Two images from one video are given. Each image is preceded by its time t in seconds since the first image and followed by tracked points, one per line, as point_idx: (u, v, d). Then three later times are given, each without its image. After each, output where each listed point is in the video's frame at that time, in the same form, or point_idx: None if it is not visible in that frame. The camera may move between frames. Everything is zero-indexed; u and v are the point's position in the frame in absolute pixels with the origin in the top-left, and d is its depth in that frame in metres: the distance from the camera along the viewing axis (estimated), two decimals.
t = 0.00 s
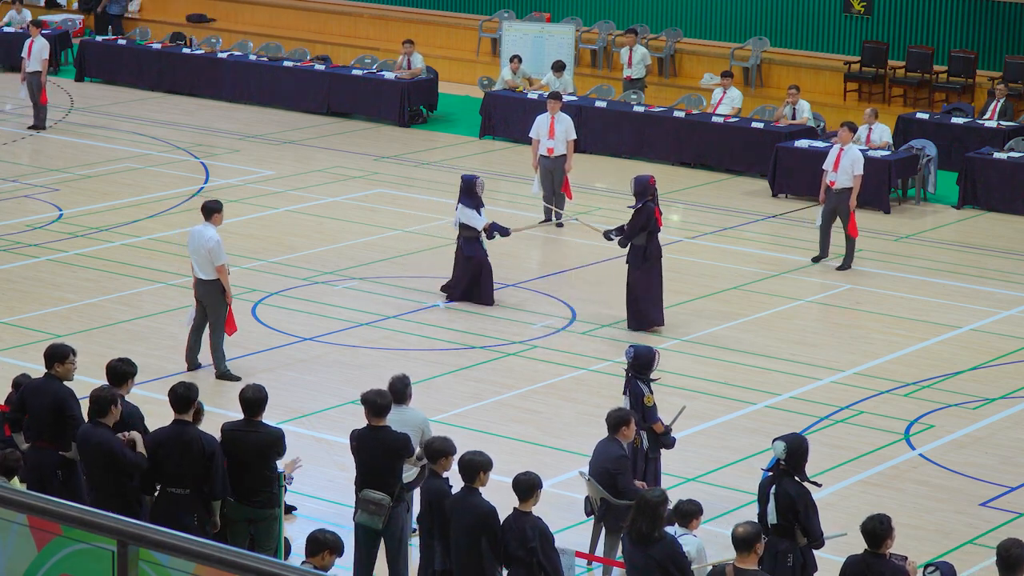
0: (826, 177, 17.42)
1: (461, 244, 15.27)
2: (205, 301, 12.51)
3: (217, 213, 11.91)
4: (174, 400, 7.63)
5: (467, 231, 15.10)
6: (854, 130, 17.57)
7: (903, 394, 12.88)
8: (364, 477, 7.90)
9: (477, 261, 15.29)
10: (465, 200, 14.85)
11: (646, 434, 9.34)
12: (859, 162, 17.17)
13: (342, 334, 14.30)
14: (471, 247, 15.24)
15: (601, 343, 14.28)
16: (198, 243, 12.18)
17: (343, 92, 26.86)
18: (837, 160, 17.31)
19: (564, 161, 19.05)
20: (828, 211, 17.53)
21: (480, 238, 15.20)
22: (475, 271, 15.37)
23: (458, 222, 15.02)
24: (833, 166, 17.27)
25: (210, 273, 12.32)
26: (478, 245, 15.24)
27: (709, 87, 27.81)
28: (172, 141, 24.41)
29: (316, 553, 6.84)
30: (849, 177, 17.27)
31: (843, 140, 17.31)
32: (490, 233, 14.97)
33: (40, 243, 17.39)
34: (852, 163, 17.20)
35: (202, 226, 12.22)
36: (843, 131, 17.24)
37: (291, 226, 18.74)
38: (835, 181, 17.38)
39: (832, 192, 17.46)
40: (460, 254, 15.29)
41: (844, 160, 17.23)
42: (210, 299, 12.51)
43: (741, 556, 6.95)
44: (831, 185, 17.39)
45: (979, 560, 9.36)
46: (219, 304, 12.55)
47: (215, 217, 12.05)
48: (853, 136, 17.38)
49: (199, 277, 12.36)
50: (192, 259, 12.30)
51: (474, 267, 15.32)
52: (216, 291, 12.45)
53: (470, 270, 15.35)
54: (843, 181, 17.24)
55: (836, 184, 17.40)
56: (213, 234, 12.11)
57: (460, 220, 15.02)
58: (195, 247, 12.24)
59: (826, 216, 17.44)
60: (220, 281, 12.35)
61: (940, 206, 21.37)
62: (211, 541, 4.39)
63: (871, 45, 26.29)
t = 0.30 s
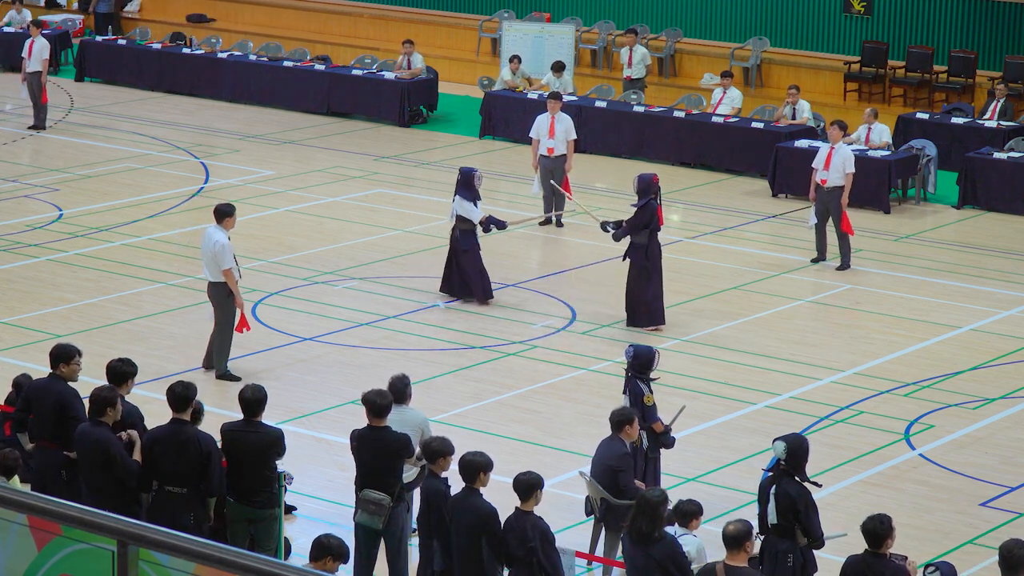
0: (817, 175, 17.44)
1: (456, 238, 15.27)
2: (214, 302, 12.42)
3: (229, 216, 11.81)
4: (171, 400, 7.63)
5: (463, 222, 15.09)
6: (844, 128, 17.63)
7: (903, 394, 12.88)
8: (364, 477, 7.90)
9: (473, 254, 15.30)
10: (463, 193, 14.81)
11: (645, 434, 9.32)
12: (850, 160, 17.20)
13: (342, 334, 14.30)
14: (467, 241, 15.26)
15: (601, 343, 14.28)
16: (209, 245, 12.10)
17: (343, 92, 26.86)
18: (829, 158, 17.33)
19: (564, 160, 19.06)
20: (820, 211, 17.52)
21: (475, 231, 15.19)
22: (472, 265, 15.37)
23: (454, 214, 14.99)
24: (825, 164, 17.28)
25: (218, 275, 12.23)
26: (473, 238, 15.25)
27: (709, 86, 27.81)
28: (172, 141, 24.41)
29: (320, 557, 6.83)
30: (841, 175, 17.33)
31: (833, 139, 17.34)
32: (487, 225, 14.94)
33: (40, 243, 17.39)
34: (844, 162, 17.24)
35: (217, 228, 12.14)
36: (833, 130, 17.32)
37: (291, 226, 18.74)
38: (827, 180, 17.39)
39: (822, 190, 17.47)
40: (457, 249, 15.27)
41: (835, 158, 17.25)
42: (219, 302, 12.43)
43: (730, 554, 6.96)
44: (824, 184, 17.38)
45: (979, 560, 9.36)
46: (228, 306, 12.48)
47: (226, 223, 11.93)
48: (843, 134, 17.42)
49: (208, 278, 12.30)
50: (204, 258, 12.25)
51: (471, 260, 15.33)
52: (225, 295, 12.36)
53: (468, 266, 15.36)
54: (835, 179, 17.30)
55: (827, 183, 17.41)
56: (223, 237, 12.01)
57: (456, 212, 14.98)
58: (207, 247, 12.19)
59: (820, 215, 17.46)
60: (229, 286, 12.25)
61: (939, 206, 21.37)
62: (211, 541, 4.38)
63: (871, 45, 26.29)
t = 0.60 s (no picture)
0: (814, 173, 17.58)
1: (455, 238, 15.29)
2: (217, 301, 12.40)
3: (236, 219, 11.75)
4: (169, 399, 7.63)
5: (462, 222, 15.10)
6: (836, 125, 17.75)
7: (904, 394, 12.88)
8: (365, 477, 7.91)
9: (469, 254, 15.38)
10: (462, 192, 14.82)
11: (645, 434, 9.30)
12: (845, 156, 17.36)
13: (342, 334, 14.30)
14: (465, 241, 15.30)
15: (601, 343, 14.28)
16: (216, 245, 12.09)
17: (343, 92, 26.86)
18: (825, 155, 17.46)
19: (564, 160, 19.06)
20: (818, 208, 17.62)
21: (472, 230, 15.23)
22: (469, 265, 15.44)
23: (453, 213, 15.00)
24: (821, 161, 17.41)
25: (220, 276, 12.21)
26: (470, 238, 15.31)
27: (708, 86, 27.81)
28: (172, 141, 24.40)
29: (317, 562, 6.85)
30: (837, 171, 17.46)
31: (826, 136, 17.46)
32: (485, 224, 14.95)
33: (40, 243, 17.39)
34: (840, 158, 17.39)
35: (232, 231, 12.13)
36: (825, 128, 17.36)
37: (291, 226, 18.74)
38: (824, 177, 17.52)
39: (819, 188, 17.59)
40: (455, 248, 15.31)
41: (832, 155, 17.39)
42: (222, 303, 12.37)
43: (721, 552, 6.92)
44: (821, 181, 17.52)
45: (979, 560, 9.36)
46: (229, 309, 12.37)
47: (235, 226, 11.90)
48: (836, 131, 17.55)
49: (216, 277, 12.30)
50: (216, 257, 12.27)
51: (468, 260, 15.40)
52: (227, 297, 12.29)
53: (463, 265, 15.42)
54: (832, 175, 17.42)
55: (825, 180, 17.54)
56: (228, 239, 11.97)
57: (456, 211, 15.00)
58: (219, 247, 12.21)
59: (819, 213, 17.53)
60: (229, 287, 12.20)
61: (940, 206, 21.37)
62: (211, 541, 4.38)
63: (871, 45, 26.29)
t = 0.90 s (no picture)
0: (814, 172, 17.59)
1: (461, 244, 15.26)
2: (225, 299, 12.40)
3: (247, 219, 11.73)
4: (168, 398, 7.63)
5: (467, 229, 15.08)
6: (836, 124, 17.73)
7: (903, 394, 12.88)
8: (365, 477, 7.91)
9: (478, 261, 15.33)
10: (467, 200, 14.82)
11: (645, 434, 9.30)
12: (846, 156, 17.33)
13: (342, 334, 14.30)
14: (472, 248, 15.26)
15: (601, 343, 14.28)
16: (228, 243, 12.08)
17: (343, 92, 26.86)
18: (825, 155, 17.45)
19: (564, 161, 19.06)
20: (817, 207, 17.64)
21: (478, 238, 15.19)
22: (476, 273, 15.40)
23: (458, 220, 14.99)
24: (821, 161, 17.41)
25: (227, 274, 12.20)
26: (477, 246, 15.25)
27: (709, 87, 27.82)
28: (172, 141, 24.40)
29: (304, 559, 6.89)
30: (837, 171, 17.47)
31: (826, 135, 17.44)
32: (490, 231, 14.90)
33: (40, 243, 17.39)
34: (840, 157, 17.37)
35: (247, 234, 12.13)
36: (825, 127, 17.35)
37: (291, 226, 18.74)
38: (824, 177, 17.54)
39: (819, 187, 17.61)
40: (460, 255, 15.28)
41: (832, 154, 17.36)
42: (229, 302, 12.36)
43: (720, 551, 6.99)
44: (821, 180, 17.52)
45: (980, 560, 9.36)
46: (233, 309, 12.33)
47: (246, 227, 11.89)
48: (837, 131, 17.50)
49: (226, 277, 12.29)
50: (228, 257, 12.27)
51: (476, 266, 15.36)
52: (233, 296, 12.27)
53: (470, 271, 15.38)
54: (833, 175, 17.42)
55: (825, 179, 17.55)
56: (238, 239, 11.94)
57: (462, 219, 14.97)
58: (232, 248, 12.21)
59: (816, 211, 17.54)
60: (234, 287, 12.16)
61: (940, 206, 21.37)
62: (211, 541, 4.38)
63: (871, 45, 26.29)
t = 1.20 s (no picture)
0: (816, 172, 17.59)
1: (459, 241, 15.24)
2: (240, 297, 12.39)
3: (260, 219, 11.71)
4: (167, 399, 7.63)
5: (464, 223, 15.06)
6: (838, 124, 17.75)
7: (903, 394, 12.88)
8: (364, 477, 7.91)
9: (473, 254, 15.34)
10: (463, 193, 14.78)
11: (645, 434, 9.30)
12: (849, 155, 17.38)
13: (342, 334, 14.30)
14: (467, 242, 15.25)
15: (601, 343, 14.27)
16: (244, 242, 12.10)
17: (343, 92, 26.85)
18: (827, 155, 17.46)
19: (564, 160, 19.06)
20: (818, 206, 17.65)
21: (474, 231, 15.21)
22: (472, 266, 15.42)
23: (455, 215, 14.95)
24: (824, 161, 17.41)
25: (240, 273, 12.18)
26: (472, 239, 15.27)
27: (708, 86, 27.83)
28: (172, 141, 24.40)
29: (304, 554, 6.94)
30: (839, 171, 17.46)
31: (829, 135, 17.46)
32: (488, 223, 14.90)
33: (40, 243, 17.39)
34: (842, 157, 17.39)
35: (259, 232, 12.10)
36: (828, 127, 17.35)
37: (290, 227, 18.73)
38: (826, 176, 17.54)
39: (820, 186, 17.61)
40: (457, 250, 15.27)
41: (834, 154, 17.39)
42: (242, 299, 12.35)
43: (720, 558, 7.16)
44: (823, 180, 17.53)
45: (980, 560, 9.36)
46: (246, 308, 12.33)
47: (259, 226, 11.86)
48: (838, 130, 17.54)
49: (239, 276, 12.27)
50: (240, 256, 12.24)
51: (472, 260, 15.37)
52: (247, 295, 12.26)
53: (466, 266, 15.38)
54: (835, 174, 17.43)
55: (827, 179, 17.55)
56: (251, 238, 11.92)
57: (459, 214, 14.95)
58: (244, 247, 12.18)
59: (816, 209, 17.55)
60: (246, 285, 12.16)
61: (940, 206, 21.37)
62: (211, 541, 4.38)
63: (871, 45, 26.29)
